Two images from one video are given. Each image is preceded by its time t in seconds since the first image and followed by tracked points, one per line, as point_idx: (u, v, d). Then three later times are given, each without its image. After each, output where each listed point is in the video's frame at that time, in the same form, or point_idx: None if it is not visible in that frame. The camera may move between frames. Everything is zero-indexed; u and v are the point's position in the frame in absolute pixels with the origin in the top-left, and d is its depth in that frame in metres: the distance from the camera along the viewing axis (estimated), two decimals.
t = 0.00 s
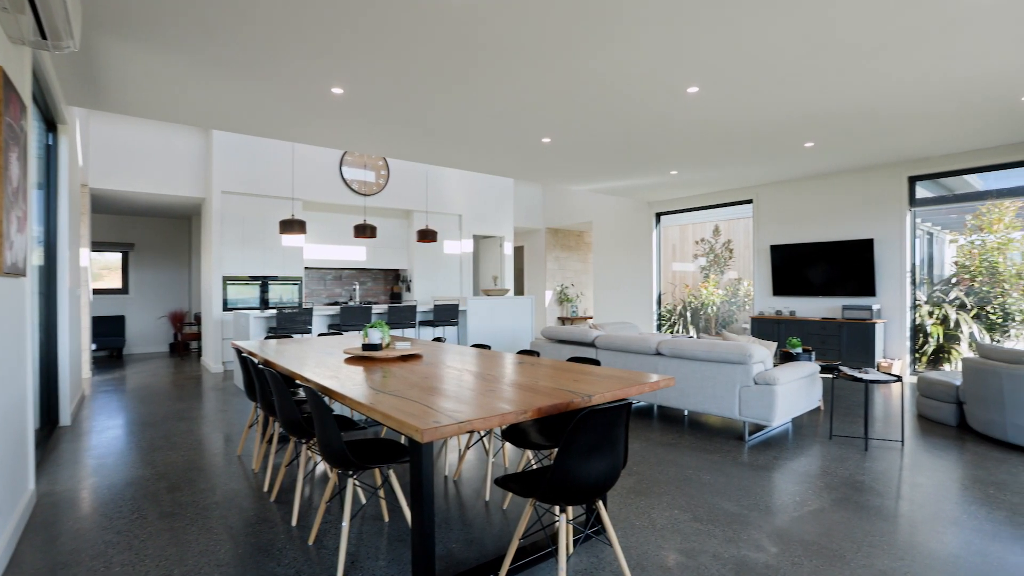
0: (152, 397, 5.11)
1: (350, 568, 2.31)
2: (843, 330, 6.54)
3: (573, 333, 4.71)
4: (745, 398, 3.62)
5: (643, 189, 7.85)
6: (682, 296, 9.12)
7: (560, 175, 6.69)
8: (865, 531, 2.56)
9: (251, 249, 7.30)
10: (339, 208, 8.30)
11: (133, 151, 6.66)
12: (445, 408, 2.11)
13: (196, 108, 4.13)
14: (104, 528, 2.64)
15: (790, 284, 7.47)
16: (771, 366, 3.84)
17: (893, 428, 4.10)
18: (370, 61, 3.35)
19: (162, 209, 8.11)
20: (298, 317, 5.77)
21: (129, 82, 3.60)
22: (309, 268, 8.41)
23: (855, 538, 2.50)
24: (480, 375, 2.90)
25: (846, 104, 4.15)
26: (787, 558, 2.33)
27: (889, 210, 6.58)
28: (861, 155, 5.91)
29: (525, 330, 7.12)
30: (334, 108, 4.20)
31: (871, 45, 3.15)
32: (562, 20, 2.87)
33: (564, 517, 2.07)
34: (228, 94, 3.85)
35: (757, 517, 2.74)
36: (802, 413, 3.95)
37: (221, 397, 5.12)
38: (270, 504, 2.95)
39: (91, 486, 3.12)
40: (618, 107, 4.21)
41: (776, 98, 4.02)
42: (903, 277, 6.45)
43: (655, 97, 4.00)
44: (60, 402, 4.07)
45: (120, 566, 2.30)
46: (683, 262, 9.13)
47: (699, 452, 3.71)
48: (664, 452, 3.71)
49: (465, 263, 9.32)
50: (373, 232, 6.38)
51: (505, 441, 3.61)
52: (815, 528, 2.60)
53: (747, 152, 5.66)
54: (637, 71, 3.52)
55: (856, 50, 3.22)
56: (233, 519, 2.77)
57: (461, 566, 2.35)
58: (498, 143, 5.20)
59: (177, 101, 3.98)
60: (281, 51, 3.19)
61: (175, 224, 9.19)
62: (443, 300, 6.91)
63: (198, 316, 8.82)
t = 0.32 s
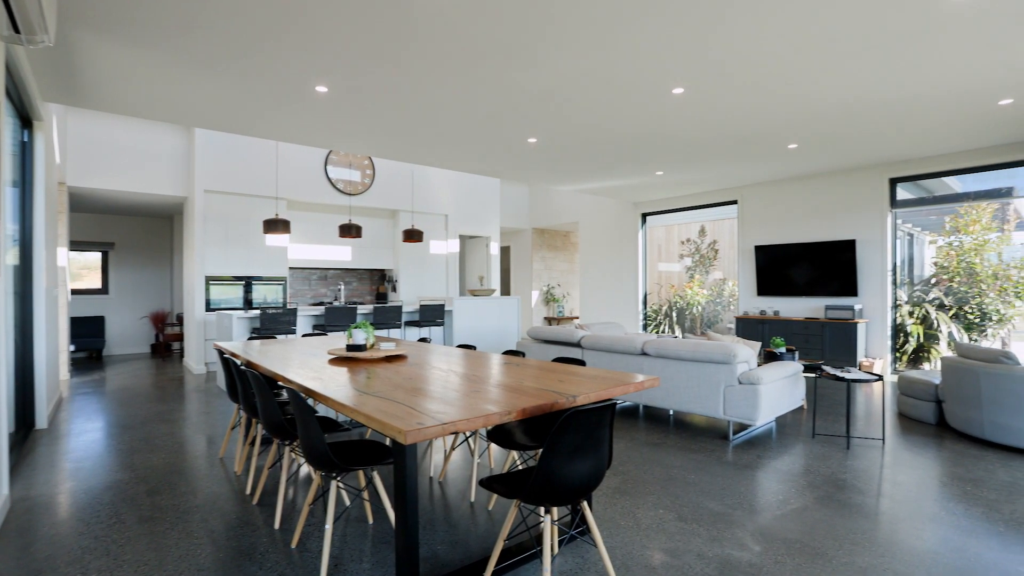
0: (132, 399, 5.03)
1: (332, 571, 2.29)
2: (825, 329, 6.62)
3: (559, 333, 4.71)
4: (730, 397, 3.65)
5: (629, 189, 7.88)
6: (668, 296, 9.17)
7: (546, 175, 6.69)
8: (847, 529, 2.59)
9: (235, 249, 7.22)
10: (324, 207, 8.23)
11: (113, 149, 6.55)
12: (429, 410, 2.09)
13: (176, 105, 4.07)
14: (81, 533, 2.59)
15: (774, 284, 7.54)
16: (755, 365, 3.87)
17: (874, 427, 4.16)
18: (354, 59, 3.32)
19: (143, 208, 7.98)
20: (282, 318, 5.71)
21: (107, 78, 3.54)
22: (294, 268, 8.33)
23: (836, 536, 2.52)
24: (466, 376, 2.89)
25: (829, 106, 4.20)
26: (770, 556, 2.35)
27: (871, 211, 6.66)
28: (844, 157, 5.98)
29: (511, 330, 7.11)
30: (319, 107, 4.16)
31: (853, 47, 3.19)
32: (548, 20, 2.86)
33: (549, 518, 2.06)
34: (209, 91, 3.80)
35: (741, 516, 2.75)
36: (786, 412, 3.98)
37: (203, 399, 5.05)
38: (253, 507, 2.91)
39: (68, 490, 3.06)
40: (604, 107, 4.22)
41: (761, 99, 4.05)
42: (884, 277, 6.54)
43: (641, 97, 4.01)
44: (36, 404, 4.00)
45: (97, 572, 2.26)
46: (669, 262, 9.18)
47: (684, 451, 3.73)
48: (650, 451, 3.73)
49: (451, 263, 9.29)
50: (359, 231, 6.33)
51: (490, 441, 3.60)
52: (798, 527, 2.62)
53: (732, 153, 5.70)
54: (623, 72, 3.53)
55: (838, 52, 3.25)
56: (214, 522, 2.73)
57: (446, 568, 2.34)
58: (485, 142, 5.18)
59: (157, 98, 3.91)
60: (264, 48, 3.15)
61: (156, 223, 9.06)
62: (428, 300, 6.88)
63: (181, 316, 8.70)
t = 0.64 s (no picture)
0: (112, 401, 4.95)
1: (316, 574, 2.27)
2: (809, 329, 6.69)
3: (545, 333, 4.71)
4: (714, 397, 3.67)
5: (615, 190, 7.90)
6: (654, 296, 9.22)
7: (532, 175, 6.69)
8: (829, 527, 2.62)
9: (219, 248, 7.13)
10: (310, 206, 8.16)
11: (93, 146, 6.44)
12: (414, 411, 2.08)
13: (158, 103, 4.01)
14: (58, 539, 2.53)
15: (758, 284, 7.61)
16: (739, 364, 3.90)
17: (856, 425, 4.21)
18: (338, 58, 3.30)
19: (124, 207, 7.86)
20: (266, 318, 5.66)
21: (86, 74, 3.48)
22: (279, 268, 8.25)
23: (818, 534, 2.55)
24: (453, 377, 2.87)
25: (812, 108, 4.24)
26: (754, 554, 2.37)
27: (853, 212, 6.75)
28: (826, 158, 6.06)
29: (497, 330, 7.10)
30: (303, 105, 4.12)
31: (834, 51, 3.23)
32: (533, 20, 2.86)
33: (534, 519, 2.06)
34: (191, 88, 3.75)
35: (726, 515, 2.77)
36: (770, 412, 4.02)
37: (186, 401, 4.98)
38: (235, 510, 2.87)
39: (45, 494, 2.99)
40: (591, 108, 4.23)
41: (744, 101, 4.09)
42: (866, 278, 6.63)
43: (627, 98, 4.03)
44: (13, 406, 3.92)
45: None
46: (655, 262, 9.23)
47: (670, 451, 3.75)
48: (636, 451, 3.74)
49: (437, 263, 9.26)
50: (344, 231, 6.28)
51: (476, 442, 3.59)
52: (781, 525, 2.64)
53: (717, 154, 5.74)
54: (610, 73, 3.55)
55: (821, 55, 3.29)
56: (196, 526, 2.69)
57: (430, 570, 2.32)
58: (471, 142, 5.17)
59: (137, 95, 3.86)
60: (247, 46, 3.12)
61: (137, 222, 8.92)
62: (414, 300, 6.85)
63: (163, 317, 8.58)
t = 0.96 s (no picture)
0: (93, 403, 4.87)
1: None
2: (794, 329, 6.75)
3: (532, 333, 4.71)
4: (700, 396, 3.69)
5: (601, 190, 7.93)
6: (641, 296, 9.26)
7: (518, 175, 6.69)
8: (812, 525, 2.64)
9: (202, 248, 7.05)
10: (296, 206, 8.09)
11: (73, 144, 6.33)
12: (399, 412, 2.06)
13: (140, 100, 3.96)
14: (34, 545, 2.48)
15: (744, 285, 7.67)
16: (725, 364, 3.92)
17: (839, 424, 4.25)
18: (324, 56, 3.27)
19: (105, 206, 7.74)
20: (250, 318, 5.60)
21: (66, 70, 3.42)
22: (264, 268, 8.17)
23: (801, 532, 2.57)
24: (440, 378, 2.87)
25: (796, 109, 4.28)
26: (739, 553, 2.39)
27: (837, 213, 6.82)
28: (810, 160, 6.12)
29: (483, 330, 7.08)
30: (288, 104, 4.09)
31: (818, 53, 3.26)
32: (521, 20, 2.85)
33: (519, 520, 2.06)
34: (173, 86, 3.70)
35: (711, 514, 2.79)
36: (755, 411, 4.05)
37: (168, 402, 4.91)
38: (218, 513, 2.84)
39: (22, 499, 2.94)
40: (578, 108, 4.24)
41: (730, 102, 4.11)
42: (849, 278, 6.70)
43: (614, 99, 4.04)
44: None
45: None
46: (642, 262, 9.27)
47: (656, 450, 3.76)
48: (622, 451, 3.75)
49: (424, 263, 9.23)
50: (330, 230, 6.23)
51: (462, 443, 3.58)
52: (766, 523, 2.67)
53: (702, 155, 5.77)
54: (597, 73, 3.56)
55: (805, 57, 3.32)
56: (178, 529, 2.65)
57: (415, 572, 2.30)
58: (458, 142, 5.16)
59: (116, 91, 3.79)
60: (230, 43, 3.08)
61: (119, 222, 8.80)
62: (401, 300, 6.82)
63: (145, 317, 8.46)
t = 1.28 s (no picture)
0: (72, 405, 4.79)
1: None
2: (779, 328, 6.81)
3: (519, 334, 4.71)
4: (686, 396, 3.71)
5: (588, 190, 7.94)
6: (628, 296, 9.29)
7: (505, 175, 6.68)
8: (796, 523, 2.66)
9: (186, 248, 6.97)
10: (282, 205, 8.02)
11: (54, 141, 6.22)
12: (384, 413, 2.05)
13: (122, 97, 3.90)
14: (10, 550, 2.42)
15: (730, 285, 7.73)
16: (711, 364, 3.94)
17: (824, 423, 4.30)
18: (309, 54, 3.24)
19: (86, 204, 7.62)
20: (235, 319, 5.55)
21: (44, 66, 3.36)
22: (249, 268, 8.09)
23: (786, 530, 2.60)
24: (427, 379, 2.85)
25: (782, 111, 4.32)
26: (724, 552, 2.40)
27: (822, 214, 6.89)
28: (794, 161, 6.18)
29: (470, 331, 7.07)
30: (273, 102, 4.04)
31: (803, 55, 3.29)
32: (508, 19, 2.85)
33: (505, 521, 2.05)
34: (155, 83, 3.65)
35: (697, 513, 2.80)
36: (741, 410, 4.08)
37: (149, 404, 4.84)
38: (200, 516, 2.80)
39: None
40: (566, 108, 4.24)
41: (716, 103, 4.13)
42: (833, 278, 6.78)
43: (601, 99, 4.04)
44: None
45: None
46: (629, 263, 9.31)
47: (642, 450, 3.78)
48: (609, 451, 3.76)
49: (411, 263, 9.19)
50: (316, 230, 6.19)
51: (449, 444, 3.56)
52: (751, 522, 2.69)
53: (688, 156, 5.80)
54: (584, 73, 3.56)
55: (790, 58, 3.34)
56: (159, 533, 2.61)
57: (401, 574, 2.29)
58: (445, 141, 5.15)
59: (97, 88, 3.73)
60: (213, 39, 3.04)
61: (100, 221, 8.67)
62: (387, 301, 6.79)
63: (127, 318, 8.34)
